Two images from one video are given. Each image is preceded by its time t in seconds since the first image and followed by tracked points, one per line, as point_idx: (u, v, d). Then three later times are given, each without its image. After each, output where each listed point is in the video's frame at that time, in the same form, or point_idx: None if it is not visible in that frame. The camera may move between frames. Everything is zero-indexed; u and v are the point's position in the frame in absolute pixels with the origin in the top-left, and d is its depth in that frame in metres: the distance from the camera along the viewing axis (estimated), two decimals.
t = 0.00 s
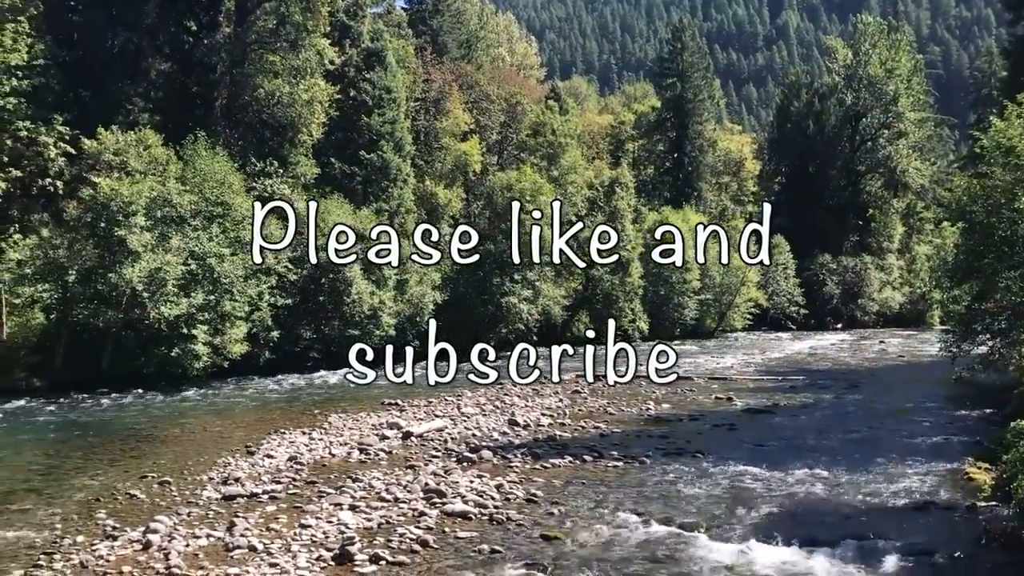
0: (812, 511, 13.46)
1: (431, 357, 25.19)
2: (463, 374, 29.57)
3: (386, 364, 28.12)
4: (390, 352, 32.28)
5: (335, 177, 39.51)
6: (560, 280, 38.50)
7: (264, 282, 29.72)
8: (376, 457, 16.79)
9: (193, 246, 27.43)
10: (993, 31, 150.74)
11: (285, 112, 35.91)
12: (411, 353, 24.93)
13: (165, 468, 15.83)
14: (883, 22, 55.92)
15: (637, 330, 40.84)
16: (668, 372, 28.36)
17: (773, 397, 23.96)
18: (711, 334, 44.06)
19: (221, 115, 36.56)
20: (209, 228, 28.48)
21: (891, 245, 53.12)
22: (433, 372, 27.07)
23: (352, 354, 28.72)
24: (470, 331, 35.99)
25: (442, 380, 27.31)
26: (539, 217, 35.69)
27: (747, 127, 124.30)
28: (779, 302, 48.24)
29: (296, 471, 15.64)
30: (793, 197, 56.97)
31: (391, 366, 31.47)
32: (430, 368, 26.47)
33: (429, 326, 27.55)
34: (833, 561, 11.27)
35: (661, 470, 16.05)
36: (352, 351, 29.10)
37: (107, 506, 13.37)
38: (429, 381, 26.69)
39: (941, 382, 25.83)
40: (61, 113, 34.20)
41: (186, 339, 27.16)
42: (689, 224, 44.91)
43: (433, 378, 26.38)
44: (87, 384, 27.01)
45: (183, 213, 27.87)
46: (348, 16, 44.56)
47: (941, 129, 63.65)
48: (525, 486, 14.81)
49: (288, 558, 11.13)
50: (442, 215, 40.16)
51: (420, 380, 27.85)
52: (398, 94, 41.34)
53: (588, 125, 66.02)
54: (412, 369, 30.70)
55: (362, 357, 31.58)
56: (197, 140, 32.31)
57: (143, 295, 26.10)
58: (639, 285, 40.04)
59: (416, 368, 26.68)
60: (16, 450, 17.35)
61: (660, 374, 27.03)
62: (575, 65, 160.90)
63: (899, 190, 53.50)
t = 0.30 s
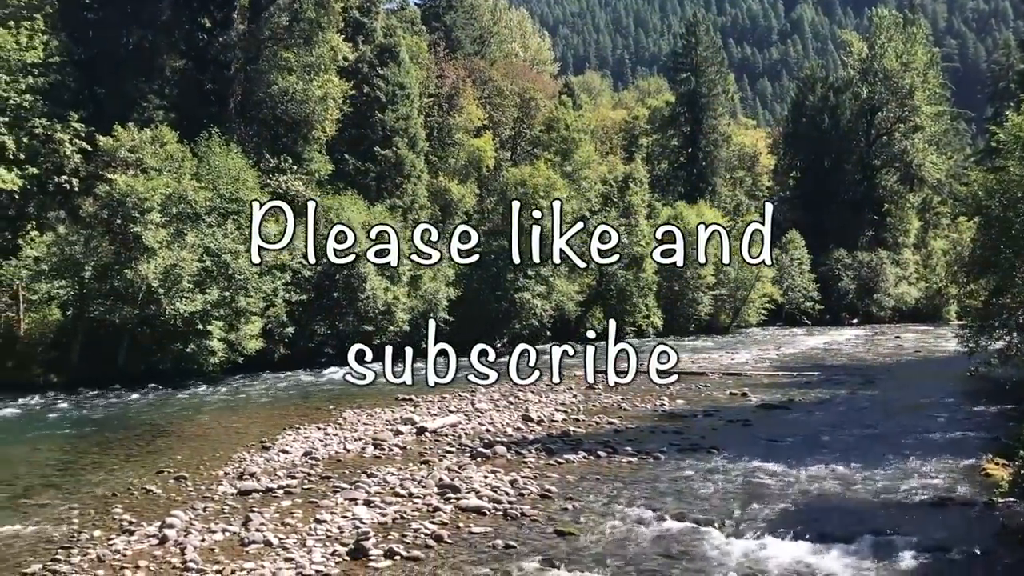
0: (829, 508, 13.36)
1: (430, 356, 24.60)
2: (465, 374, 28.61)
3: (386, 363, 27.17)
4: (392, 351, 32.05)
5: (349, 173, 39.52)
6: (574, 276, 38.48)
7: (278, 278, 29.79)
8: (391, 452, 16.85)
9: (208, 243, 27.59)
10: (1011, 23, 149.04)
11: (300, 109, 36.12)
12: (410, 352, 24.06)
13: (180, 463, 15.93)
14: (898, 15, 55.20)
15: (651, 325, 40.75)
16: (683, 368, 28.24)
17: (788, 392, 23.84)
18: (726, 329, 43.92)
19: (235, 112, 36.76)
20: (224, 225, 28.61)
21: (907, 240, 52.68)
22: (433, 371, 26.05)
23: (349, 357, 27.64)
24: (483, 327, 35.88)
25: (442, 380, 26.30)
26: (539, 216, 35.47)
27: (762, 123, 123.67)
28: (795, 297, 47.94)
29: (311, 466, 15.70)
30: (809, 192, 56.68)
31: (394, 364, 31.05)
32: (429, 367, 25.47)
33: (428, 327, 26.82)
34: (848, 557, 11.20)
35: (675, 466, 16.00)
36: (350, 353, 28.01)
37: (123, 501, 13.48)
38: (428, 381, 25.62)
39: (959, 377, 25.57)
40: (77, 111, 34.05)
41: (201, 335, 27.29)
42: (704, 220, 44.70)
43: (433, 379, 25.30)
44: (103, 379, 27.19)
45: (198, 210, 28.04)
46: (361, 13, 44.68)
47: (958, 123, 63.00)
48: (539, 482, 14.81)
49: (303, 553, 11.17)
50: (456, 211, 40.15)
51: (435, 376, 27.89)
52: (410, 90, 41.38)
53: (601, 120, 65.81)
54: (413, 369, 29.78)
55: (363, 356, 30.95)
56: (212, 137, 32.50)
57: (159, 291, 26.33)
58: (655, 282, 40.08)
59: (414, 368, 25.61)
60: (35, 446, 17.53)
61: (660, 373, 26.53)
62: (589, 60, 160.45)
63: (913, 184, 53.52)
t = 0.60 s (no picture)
0: (844, 504, 13.26)
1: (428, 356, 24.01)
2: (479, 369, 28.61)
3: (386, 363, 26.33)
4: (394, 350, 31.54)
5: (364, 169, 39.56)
6: (589, 271, 38.42)
7: (293, 274, 29.86)
8: (406, 447, 16.88)
9: (224, 240, 27.73)
10: None
11: (315, 106, 36.35)
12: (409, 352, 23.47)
13: (197, 458, 16.02)
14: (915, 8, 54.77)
15: (666, 321, 40.63)
16: (698, 364, 28.11)
17: (804, 388, 23.69)
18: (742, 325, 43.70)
19: (250, 109, 36.91)
20: (239, 221, 28.72)
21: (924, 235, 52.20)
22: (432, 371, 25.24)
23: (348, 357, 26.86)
24: (496, 323, 35.81)
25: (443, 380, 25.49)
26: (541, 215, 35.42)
27: (778, 117, 122.88)
28: (811, 292, 47.64)
29: (327, 461, 15.76)
30: (825, 187, 56.25)
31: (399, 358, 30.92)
32: (427, 366, 24.55)
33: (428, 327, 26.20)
34: (865, 553, 11.12)
35: (691, 462, 15.93)
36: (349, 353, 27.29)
37: (140, 496, 13.58)
38: (427, 381, 24.68)
39: (976, 373, 25.31)
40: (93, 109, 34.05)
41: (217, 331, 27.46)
42: (719, 215, 44.47)
43: (432, 378, 24.31)
44: (119, 375, 27.38)
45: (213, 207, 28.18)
46: (375, 9, 44.78)
47: (976, 117, 62.34)
48: (554, 477, 14.80)
49: (319, 548, 11.20)
50: (470, 207, 40.12)
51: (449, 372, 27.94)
52: (425, 86, 41.41)
53: (616, 115, 65.60)
54: (418, 367, 29.25)
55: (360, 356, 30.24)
56: (227, 133, 32.68)
57: (175, 287, 26.50)
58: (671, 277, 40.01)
59: (412, 367, 24.67)
60: (54, 441, 17.70)
61: (666, 370, 26.28)
62: (603, 55, 159.96)
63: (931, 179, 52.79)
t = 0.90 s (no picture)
0: (863, 500, 13.15)
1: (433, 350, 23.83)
2: (494, 366, 28.66)
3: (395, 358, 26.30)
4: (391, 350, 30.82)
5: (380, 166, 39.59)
6: (605, 268, 38.37)
7: (309, 271, 29.88)
8: (422, 444, 16.89)
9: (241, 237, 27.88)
10: None
11: (331, 104, 36.63)
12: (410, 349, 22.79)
13: (215, 454, 16.12)
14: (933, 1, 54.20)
15: (683, 317, 40.46)
16: (714, 360, 27.99)
17: (821, 384, 23.52)
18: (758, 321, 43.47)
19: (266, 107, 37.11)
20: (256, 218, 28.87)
21: (943, 230, 51.65)
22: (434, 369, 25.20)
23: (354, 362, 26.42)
24: (511, 320, 35.88)
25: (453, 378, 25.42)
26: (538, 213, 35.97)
27: (795, 113, 122.10)
28: (828, 289, 47.28)
29: (343, 457, 15.80)
30: (844, 181, 55.88)
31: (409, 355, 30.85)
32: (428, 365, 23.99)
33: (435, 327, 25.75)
34: (883, 550, 11.03)
35: (707, 458, 15.84)
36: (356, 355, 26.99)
37: (159, 491, 13.68)
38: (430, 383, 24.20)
39: (995, 369, 25.02)
40: (110, 106, 34.35)
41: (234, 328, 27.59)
42: (735, 211, 44.20)
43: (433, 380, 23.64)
44: (139, 371, 27.59)
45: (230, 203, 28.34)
46: (390, 6, 44.85)
47: (996, 110, 61.56)
48: (570, 473, 14.76)
49: (336, 543, 11.24)
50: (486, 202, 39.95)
51: (464, 368, 28.01)
52: (440, 83, 41.43)
53: (632, 111, 65.37)
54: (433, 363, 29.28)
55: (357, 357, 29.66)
56: (243, 131, 32.85)
57: (192, 284, 26.67)
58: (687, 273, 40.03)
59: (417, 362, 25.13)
60: (73, 437, 17.87)
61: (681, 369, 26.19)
62: (619, 50, 159.44)
63: (951, 173, 52.18)
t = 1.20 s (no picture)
0: (883, 497, 13.02)
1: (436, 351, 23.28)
2: (509, 361, 28.63)
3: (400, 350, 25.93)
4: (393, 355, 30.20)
5: (396, 164, 39.59)
6: (621, 264, 38.29)
7: (326, 268, 29.93)
8: (438, 440, 16.91)
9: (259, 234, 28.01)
10: None
11: (347, 101, 36.70)
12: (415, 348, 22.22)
13: (233, 450, 16.20)
14: None
15: (700, 313, 40.33)
16: (730, 356, 27.84)
17: (839, 380, 23.36)
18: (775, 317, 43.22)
19: (283, 104, 37.20)
20: (273, 215, 29.02)
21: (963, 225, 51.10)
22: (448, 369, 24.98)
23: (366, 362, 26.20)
24: (528, 317, 35.89)
25: (469, 375, 25.42)
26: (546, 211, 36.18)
27: (812, 107, 121.32)
28: (846, 284, 46.91)
29: (360, 453, 15.84)
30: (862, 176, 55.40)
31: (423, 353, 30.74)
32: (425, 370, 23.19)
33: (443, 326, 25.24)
34: (902, 547, 10.90)
35: (724, 454, 15.76)
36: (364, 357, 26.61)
37: (178, 487, 13.78)
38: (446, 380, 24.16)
39: (1016, 364, 24.75)
40: (127, 105, 34.65)
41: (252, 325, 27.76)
42: (752, 206, 43.90)
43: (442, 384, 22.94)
44: (157, 368, 27.85)
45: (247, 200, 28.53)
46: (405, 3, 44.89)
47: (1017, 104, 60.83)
48: (587, 470, 14.72)
49: (353, 538, 11.27)
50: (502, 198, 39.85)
51: (479, 364, 28.01)
52: (456, 80, 41.45)
53: (647, 107, 65.10)
54: (448, 360, 29.30)
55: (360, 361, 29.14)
56: (260, 129, 33.01)
57: (210, 281, 26.81)
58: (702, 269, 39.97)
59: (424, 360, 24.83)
60: (92, 433, 18.02)
61: (698, 366, 26.04)
62: (634, 46, 158.83)
63: (971, 168, 51.63)
